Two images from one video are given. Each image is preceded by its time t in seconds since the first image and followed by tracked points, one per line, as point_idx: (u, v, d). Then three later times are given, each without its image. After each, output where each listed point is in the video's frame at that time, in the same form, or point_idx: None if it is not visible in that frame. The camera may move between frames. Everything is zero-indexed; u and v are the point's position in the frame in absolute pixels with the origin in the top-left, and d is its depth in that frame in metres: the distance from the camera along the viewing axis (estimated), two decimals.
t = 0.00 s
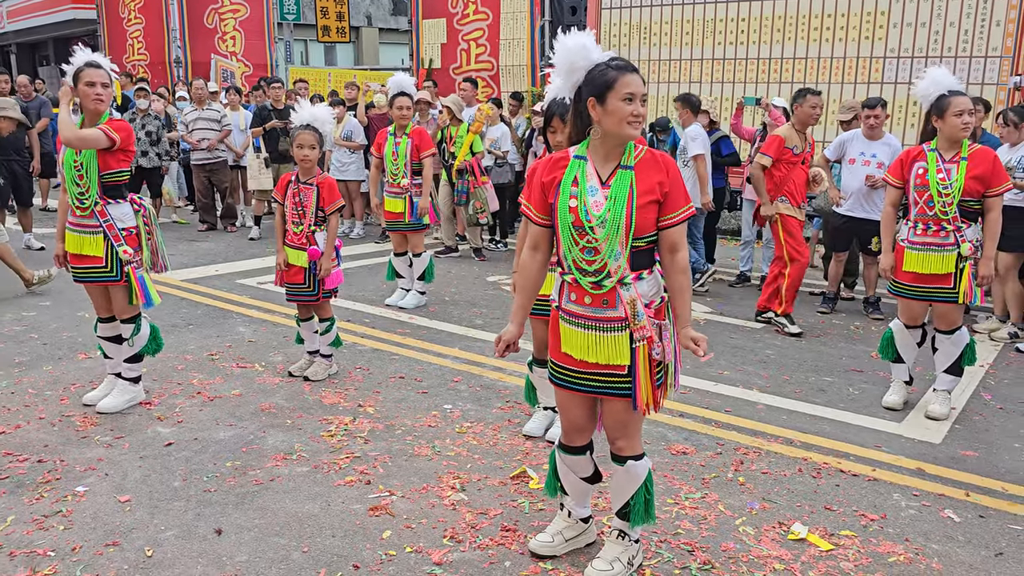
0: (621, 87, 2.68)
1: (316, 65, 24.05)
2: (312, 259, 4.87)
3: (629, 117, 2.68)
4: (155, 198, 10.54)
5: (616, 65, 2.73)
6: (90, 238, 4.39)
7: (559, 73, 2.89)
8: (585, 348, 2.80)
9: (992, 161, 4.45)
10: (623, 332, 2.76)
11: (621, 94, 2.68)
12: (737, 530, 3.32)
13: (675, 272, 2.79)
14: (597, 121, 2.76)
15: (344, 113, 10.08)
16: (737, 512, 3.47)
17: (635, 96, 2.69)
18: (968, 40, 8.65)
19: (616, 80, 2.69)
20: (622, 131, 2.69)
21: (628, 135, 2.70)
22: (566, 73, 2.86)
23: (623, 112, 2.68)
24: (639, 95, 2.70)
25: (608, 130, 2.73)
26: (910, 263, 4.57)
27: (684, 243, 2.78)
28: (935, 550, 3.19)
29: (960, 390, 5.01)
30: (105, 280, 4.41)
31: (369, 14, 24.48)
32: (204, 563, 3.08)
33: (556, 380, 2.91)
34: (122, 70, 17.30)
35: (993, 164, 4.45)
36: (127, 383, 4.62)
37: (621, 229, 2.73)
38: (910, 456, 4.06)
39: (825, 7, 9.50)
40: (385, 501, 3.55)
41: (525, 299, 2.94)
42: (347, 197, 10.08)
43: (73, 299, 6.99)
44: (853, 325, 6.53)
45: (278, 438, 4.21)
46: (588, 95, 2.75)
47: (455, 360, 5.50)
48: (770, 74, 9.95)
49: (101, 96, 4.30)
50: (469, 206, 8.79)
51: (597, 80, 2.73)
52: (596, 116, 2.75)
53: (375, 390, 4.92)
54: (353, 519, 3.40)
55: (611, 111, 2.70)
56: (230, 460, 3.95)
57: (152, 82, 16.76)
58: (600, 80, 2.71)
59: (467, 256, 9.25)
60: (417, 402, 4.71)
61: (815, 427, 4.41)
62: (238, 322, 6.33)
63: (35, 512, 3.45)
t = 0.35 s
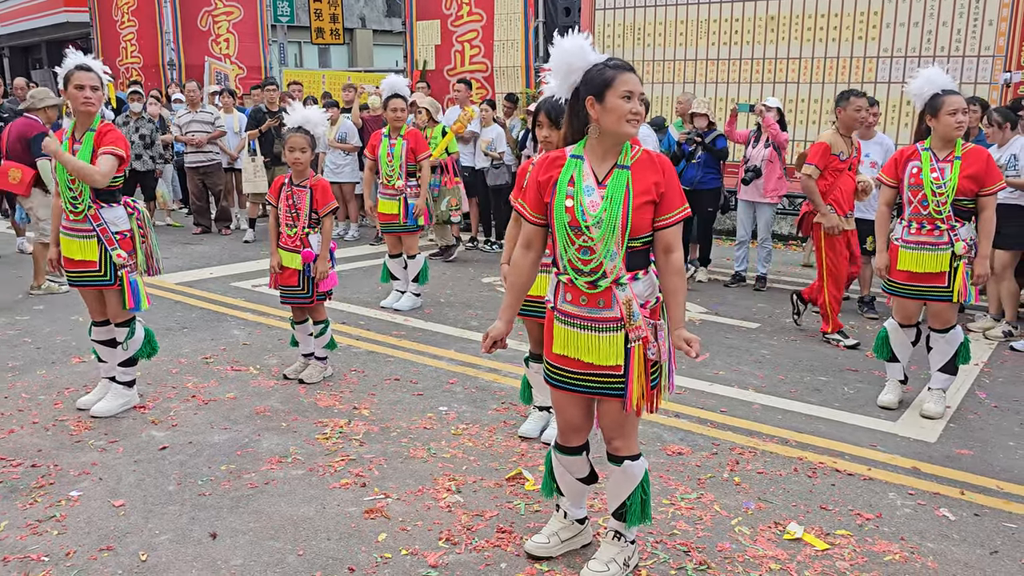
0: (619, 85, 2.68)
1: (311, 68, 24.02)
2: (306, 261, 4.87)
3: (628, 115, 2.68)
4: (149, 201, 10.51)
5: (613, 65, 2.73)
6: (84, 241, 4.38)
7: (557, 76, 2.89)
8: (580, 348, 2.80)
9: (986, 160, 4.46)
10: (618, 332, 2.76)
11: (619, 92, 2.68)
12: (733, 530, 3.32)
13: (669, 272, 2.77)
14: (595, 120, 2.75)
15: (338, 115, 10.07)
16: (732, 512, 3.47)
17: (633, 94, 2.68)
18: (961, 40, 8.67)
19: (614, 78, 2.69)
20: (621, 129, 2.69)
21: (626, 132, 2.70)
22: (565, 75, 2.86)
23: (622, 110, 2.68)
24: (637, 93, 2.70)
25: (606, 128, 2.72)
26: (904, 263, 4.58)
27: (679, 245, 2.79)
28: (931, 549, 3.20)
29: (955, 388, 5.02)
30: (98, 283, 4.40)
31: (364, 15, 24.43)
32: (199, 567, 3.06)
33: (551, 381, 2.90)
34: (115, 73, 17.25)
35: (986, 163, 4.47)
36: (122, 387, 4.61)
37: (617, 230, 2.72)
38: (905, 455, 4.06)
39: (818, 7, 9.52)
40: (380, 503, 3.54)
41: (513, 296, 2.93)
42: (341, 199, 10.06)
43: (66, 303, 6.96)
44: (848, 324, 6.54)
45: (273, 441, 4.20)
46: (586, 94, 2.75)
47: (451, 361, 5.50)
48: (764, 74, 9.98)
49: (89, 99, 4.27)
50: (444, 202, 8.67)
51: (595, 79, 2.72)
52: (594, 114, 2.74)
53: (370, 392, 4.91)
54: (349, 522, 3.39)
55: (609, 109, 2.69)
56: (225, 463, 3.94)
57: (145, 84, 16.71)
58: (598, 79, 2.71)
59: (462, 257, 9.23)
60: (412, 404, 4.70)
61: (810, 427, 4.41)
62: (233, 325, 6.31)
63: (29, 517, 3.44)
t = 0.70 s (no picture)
0: (612, 83, 2.68)
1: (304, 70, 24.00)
2: (299, 262, 4.86)
3: (622, 112, 2.68)
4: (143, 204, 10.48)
5: (606, 63, 2.73)
6: (77, 246, 4.36)
7: (551, 77, 2.89)
8: (574, 350, 2.80)
9: (978, 159, 4.49)
10: (612, 332, 2.76)
11: (612, 90, 2.68)
12: (728, 530, 3.32)
13: (663, 273, 2.76)
14: (589, 118, 2.75)
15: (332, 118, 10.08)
16: (728, 512, 3.47)
17: (627, 92, 2.69)
18: (953, 39, 8.71)
19: (607, 76, 2.69)
20: (614, 126, 2.69)
21: (620, 130, 2.69)
22: (559, 75, 2.86)
23: (616, 107, 2.67)
24: (631, 91, 2.70)
25: (600, 126, 2.72)
26: (897, 261, 4.59)
27: (672, 245, 2.76)
28: (925, 547, 3.20)
29: (949, 386, 5.03)
30: (92, 287, 4.39)
31: (357, 17, 24.44)
32: (193, 570, 3.05)
33: (545, 382, 2.90)
34: (108, 77, 17.20)
35: (978, 162, 4.49)
36: (115, 391, 4.59)
37: (610, 229, 2.72)
38: (899, 454, 4.07)
39: (811, 8, 9.55)
40: (375, 505, 3.53)
41: (510, 296, 2.92)
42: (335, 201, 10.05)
43: (60, 307, 6.94)
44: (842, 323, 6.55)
45: (267, 443, 4.19)
46: (581, 93, 2.75)
47: (445, 363, 5.49)
48: (756, 74, 10.00)
49: (74, 104, 4.27)
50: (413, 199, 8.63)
51: (589, 77, 2.73)
52: (588, 113, 2.75)
53: (365, 394, 4.90)
54: (343, 524, 3.38)
55: (603, 107, 2.69)
56: (220, 466, 3.93)
57: (138, 87, 16.67)
58: (592, 77, 2.71)
59: (456, 259, 9.22)
60: (407, 406, 4.69)
61: (805, 426, 4.42)
62: (227, 328, 6.30)
63: (21, 522, 3.42)
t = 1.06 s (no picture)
0: (609, 81, 2.67)
1: (299, 71, 23.96)
2: (293, 263, 4.85)
3: (618, 111, 2.67)
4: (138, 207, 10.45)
5: (603, 62, 2.72)
6: (77, 247, 4.34)
7: (549, 76, 2.89)
8: (568, 349, 2.80)
9: (973, 157, 4.47)
10: (605, 333, 2.75)
11: (608, 88, 2.67)
12: (725, 529, 3.32)
13: (658, 273, 2.73)
14: (585, 117, 2.75)
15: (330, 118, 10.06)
16: (724, 511, 3.47)
17: (623, 90, 2.68)
18: (947, 38, 8.72)
19: (603, 75, 2.68)
20: (610, 125, 2.68)
21: (616, 129, 2.69)
22: (557, 74, 2.85)
23: (612, 106, 2.67)
24: (627, 90, 2.69)
25: (596, 125, 2.71)
26: (892, 259, 4.60)
27: (669, 246, 2.74)
28: (922, 545, 3.20)
29: (945, 385, 5.04)
30: (94, 288, 4.39)
31: (352, 18, 24.43)
32: (188, 572, 3.04)
33: (540, 382, 2.90)
34: (103, 78, 17.16)
35: (973, 160, 4.47)
36: (110, 393, 4.58)
37: (604, 229, 2.71)
38: (895, 452, 4.07)
39: (805, 7, 9.56)
40: (371, 506, 3.53)
41: (506, 294, 2.91)
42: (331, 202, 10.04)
43: (54, 309, 6.91)
44: (838, 322, 6.56)
45: (263, 445, 4.18)
46: (577, 91, 2.75)
47: (441, 363, 5.48)
48: (751, 74, 10.02)
49: (70, 104, 4.26)
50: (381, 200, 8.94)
51: (586, 76, 2.72)
52: (585, 111, 2.74)
53: (361, 395, 4.89)
54: (339, 525, 3.38)
55: (599, 105, 2.68)
56: (215, 468, 3.92)
57: (133, 89, 16.63)
58: (589, 75, 2.70)
59: (452, 260, 9.22)
60: (403, 407, 4.68)
61: (801, 425, 4.42)
62: (222, 329, 6.28)
63: (16, 524, 3.41)
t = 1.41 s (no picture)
0: (606, 79, 2.67)
1: (297, 70, 23.92)
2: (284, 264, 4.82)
3: (614, 109, 2.67)
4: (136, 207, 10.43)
5: (603, 60, 2.73)
6: (79, 246, 4.32)
7: (551, 75, 2.92)
8: (563, 349, 2.80)
9: (971, 155, 4.45)
10: (598, 334, 2.74)
11: (606, 86, 2.67)
12: (724, 528, 3.32)
13: (653, 274, 2.70)
14: (583, 115, 2.75)
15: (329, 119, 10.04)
16: (724, 510, 3.47)
17: (620, 89, 2.67)
18: (946, 36, 8.72)
19: (602, 72, 2.68)
20: (606, 123, 2.68)
21: (612, 127, 2.69)
22: (559, 72, 2.88)
23: (608, 104, 2.67)
24: (625, 88, 2.68)
25: (593, 123, 2.71)
26: (891, 258, 4.60)
27: (665, 247, 2.70)
28: (922, 543, 3.20)
29: (944, 383, 5.03)
30: (96, 287, 4.38)
31: (350, 18, 24.42)
32: (187, 573, 3.03)
33: (536, 381, 2.91)
34: (101, 78, 17.13)
35: (971, 158, 4.45)
36: (108, 393, 4.57)
37: (596, 228, 2.70)
38: (895, 450, 4.07)
39: (803, 6, 9.56)
40: (370, 506, 3.52)
41: (507, 292, 2.89)
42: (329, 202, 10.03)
43: (52, 310, 6.90)
44: (837, 321, 6.55)
45: (262, 445, 4.17)
46: (576, 88, 2.76)
47: (440, 363, 5.48)
48: (749, 73, 10.01)
49: (72, 101, 4.26)
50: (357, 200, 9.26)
51: (585, 73, 2.72)
52: (582, 109, 2.75)
53: (360, 394, 4.89)
54: (338, 525, 3.37)
55: (596, 103, 2.69)
56: (214, 468, 3.91)
57: (130, 89, 16.58)
58: (587, 73, 2.71)
59: (451, 259, 9.21)
60: (402, 406, 4.68)
61: (800, 424, 4.42)
62: (221, 330, 6.27)
63: (14, 525, 3.40)
